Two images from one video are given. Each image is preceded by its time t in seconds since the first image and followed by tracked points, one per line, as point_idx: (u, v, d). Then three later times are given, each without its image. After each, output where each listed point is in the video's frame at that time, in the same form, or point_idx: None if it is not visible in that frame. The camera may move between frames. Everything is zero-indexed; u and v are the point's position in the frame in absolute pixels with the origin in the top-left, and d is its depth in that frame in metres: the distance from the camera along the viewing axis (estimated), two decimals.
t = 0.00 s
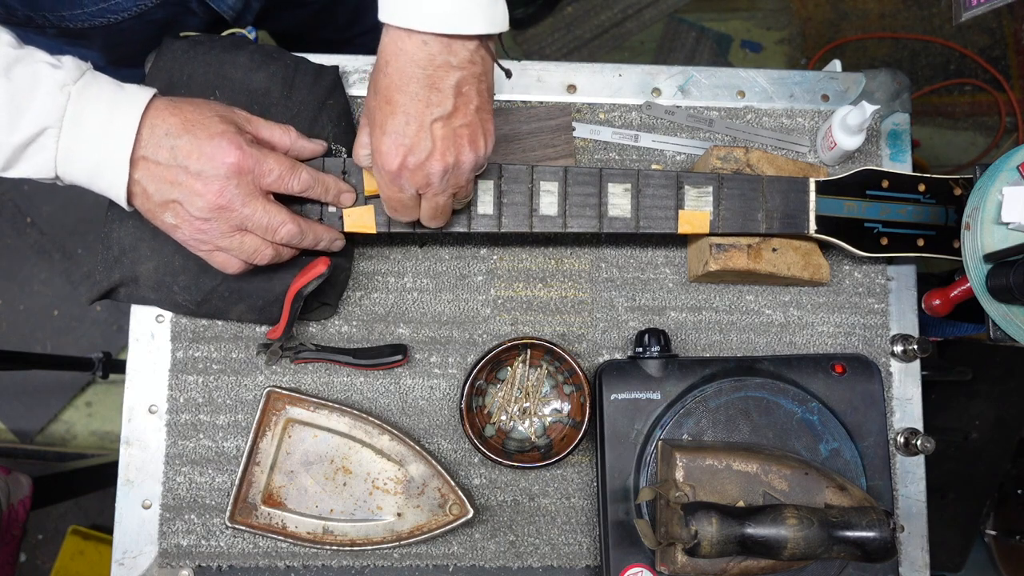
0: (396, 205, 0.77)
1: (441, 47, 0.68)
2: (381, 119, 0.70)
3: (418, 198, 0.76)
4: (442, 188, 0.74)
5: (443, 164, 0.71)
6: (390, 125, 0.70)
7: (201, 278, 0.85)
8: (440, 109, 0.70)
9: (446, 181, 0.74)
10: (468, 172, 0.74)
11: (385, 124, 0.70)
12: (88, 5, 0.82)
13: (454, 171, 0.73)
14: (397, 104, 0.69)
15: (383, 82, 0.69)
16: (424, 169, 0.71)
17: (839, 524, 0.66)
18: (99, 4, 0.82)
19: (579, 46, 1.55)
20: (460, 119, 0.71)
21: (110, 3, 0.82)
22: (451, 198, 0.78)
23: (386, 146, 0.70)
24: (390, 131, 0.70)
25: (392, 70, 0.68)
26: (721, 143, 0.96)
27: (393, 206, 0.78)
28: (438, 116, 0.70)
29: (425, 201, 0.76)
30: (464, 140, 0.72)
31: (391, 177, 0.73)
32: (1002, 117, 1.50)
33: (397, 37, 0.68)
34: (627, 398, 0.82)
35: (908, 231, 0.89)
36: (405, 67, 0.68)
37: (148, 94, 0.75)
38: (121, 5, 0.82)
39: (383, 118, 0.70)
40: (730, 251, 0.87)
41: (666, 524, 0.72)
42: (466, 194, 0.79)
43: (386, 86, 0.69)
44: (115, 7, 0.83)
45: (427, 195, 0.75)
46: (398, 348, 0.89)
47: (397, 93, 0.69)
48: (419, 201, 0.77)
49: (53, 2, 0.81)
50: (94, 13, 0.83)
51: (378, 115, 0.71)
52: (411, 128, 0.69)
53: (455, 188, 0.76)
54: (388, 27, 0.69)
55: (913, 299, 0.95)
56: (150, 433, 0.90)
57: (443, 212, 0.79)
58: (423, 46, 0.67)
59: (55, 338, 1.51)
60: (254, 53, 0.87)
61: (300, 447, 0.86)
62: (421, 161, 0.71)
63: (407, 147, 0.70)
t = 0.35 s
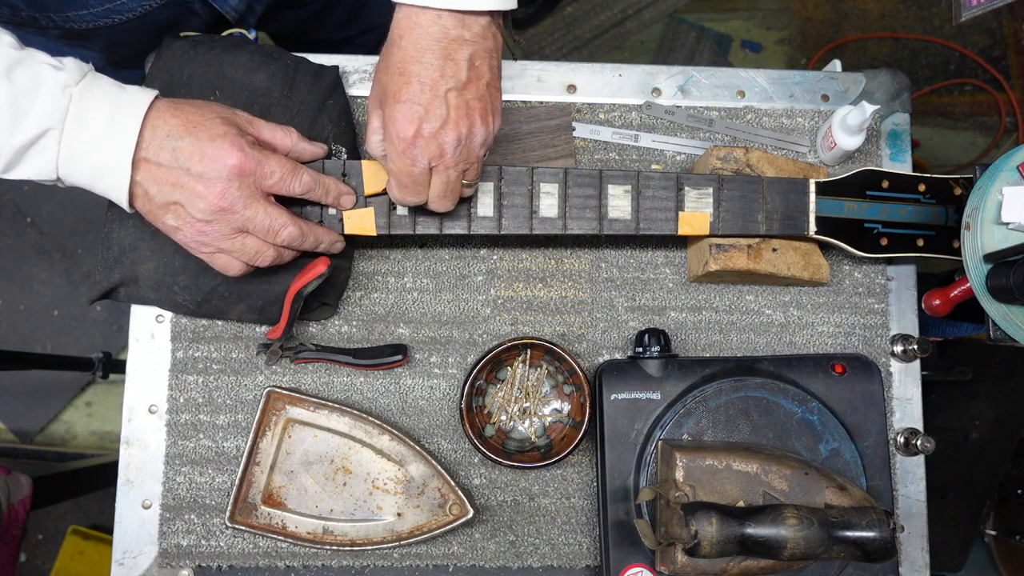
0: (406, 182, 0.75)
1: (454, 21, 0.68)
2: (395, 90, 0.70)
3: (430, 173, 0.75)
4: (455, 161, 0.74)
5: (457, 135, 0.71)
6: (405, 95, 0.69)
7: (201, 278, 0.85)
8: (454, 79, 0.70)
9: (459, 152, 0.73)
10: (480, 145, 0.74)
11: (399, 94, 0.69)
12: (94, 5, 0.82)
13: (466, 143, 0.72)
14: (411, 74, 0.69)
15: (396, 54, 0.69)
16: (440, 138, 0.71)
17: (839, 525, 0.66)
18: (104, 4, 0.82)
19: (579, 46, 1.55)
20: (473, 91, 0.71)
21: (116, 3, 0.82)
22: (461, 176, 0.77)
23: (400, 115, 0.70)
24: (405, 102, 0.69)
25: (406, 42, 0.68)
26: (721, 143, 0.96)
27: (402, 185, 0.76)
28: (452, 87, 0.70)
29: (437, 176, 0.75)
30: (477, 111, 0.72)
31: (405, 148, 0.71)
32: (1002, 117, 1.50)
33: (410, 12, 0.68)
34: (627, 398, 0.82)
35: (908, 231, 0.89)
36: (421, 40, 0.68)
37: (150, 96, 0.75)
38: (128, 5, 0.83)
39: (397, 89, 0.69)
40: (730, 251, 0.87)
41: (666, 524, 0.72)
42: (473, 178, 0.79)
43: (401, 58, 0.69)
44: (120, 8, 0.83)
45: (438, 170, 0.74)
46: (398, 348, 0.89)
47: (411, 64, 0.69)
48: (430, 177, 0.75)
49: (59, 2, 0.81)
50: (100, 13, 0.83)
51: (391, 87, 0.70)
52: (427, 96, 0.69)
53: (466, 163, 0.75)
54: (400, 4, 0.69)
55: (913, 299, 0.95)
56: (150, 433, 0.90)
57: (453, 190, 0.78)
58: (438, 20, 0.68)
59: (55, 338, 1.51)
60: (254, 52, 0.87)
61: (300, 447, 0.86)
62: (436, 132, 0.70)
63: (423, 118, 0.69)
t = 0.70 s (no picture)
0: (392, 184, 0.75)
1: (453, 27, 0.69)
2: (389, 92, 0.69)
3: (416, 177, 0.74)
4: (442, 169, 0.72)
5: (449, 140, 0.70)
6: (400, 98, 0.68)
7: (201, 278, 0.85)
8: (449, 86, 0.69)
9: (447, 161, 0.72)
10: (470, 156, 0.73)
11: (393, 96, 0.69)
12: (96, 7, 0.82)
13: (456, 152, 0.71)
14: (406, 77, 0.68)
15: (392, 57, 0.69)
16: (429, 144, 0.69)
17: (839, 524, 0.66)
18: (107, 5, 0.82)
19: (579, 46, 1.55)
20: (467, 99, 0.70)
21: (119, 5, 0.82)
22: (448, 183, 0.76)
23: (392, 118, 0.69)
24: (399, 105, 0.68)
25: (403, 45, 0.68)
26: (721, 143, 0.96)
27: (387, 186, 0.75)
28: (447, 92, 0.69)
29: (421, 181, 0.74)
30: (471, 120, 0.71)
31: (393, 150, 0.70)
32: (1002, 117, 1.50)
33: (409, 16, 0.68)
34: (627, 398, 0.82)
35: (908, 231, 0.89)
36: (418, 44, 0.68)
37: (149, 96, 0.75)
38: (129, 6, 0.83)
39: (391, 92, 0.69)
40: (730, 251, 0.87)
41: (666, 524, 0.72)
42: (463, 185, 0.78)
43: (397, 61, 0.69)
44: (123, 10, 0.83)
45: (429, 176, 0.73)
46: (398, 348, 0.89)
47: (407, 68, 0.68)
48: (415, 181, 0.75)
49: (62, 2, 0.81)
50: (102, 14, 0.83)
51: (384, 89, 0.70)
52: (420, 100, 0.68)
53: (454, 171, 0.74)
54: (398, 8, 0.69)
55: (913, 299, 0.95)
56: (150, 434, 0.90)
57: (437, 197, 0.77)
58: (436, 25, 0.68)
59: (55, 338, 1.51)
60: (254, 52, 0.87)
61: (300, 447, 0.86)
62: (428, 136, 0.69)
63: (415, 121, 0.68)
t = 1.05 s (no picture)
0: (387, 166, 0.74)
1: (452, 15, 0.70)
2: (389, 74, 0.71)
3: (411, 159, 0.73)
4: (438, 150, 0.72)
5: (446, 121, 0.70)
6: (399, 79, 0.70)
7: (201, 278, 0.85)
8: (448, 69, 0.70)
9: (444, 141, 0.71)
10: (468, 140, 0.73)
11: (393, 78, 0.70)
12: (101, 8, 0.82)
13: (453, 133, 0.71)
14: (406, 59, 0.70)
15: (394, 42, 0.70)
16: (426, 122, 0.70)
17: (839, 524, 0.66)
18: (112, 7, 0.82)
19: (579, 46, 1.55)
20: (466, 82, 0.71)
21: (125, 7, 0.83)
22: (444, 167, 0.75)
23: (391, 97, 0.70)
24: (398, 85, 0.69)
25: (404, 30, 0.70)
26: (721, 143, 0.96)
27: (382, 169, 0.74)
28: (446, 75, 0.70)
29: (417, 163, 0.73)
30: (469, 103, 0.71)
31: (391, 127, 0.70)
32: (1002, 117, 1.50)
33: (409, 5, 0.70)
34: (627, 398, 0.82)
35: (908, 231, 0.89)
36: (417, 29, 0.70)
37: (150, 94, 0.75)
38: (134, 8, 0.83)
39: (391, 75, 0.70)
40: (730, 251, 0.87)
41: (666, 524, 0.72)
42: (462, 172, 0.76)
43: (397, 45, 0.70)
44: (127, 11, 0.83)
45: (426, 159, 0.73)
46: (398, 348, 0.89)
47: (407, 51, 0.70)
48: (411, 164, 0.74)
49: (66, 4, 0.81)
50: (107, 16, 0.83)
51: (384, 72, 0.71)
52: (420, 80, 0.69)
53: (450, 155, 0.73)
54: None
55: (913, 299, 0.95)
56: (150, 433, 0.90)
57: (432, 182, 0.75)
58: (435, 13, 0.70)
59: (55, 338, 1.51)
60: (254, 53, 0.87)
61: (300, 447, 0.86)
62: (425, 115, 0.69)
63: (414, 100, 0.69)
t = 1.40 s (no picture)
0: (406, 130, 0.74)
1: None
2: (400, 42, 0.74)
3: (429, 122, 0.74)
4: (456, 110, 0.73)
5: (462, 79, 0.72)
6: (412, 45, 0.73)
7: (201, 278, 0.85)
8: (458, 36, 0.74)
9: (461, 101, 0.73)
10: (483, 100, 0.74)
11: (405, 46, 0.73)
12: (109, 8, 0.82)
13: (469, 93, 0.73)
14: (416, 29, 0.73)
15: (401, 14, 0.74)
16: (443, 80, 0.72)
17: (839, 525, 0.66)
18: (121, 6, 0.82)
19: (579, 46, 1.55)
20: (475, 48, 0.75)
21: (134, 6, 0.82)
22: (461, 130, 0.76)
23: (407, 61, 0.72)
24: (412, 50, 0.72)
25: (410, 3, 0.74)
26: (721, 143, 0.96)
27: (400, 134, 0.75)
28: (456, 39, 0.74)
29: (434, 127, 0.74)
30: (480, 64, 0.74)
31: (409, 88, 0.72)
32: (1002, 117, 1.50)
33: None
34: (627, 398, 0.82)
35: (909, 231, 0.89)
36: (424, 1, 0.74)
37: (153, 93, 0.76)
38: (142, 8, 0.83)
39: (403, 43, 0.73)
40: (730, 251, 0.87)
41: (666, 524, 0.72)
42: (479, 137, 0.77)
43: (406, 17, 0.74)
44: (136, 11, 0.83)
45: (443, 122, 0.74)
46: (398, 348, 0.89)
47: (416, 21, 0.74)
48: (429, 127, 0.74)
49: (75, 3, 0.80)
50: (114, 15, 0.83)
51: (395, 42, 0.74)
52: (433, 45, 0.73)
53: (466, 116, 0.74)
54: None
55: (913, 299, 0.95)
56: (150, 433, 0.90)
57: (449, 146, 0.76)
58: None
59: (55, 338, 1.51)
60: (254, 53, 0.87)
61: (300, 447, 0.86)
62: (442, 73, 0.72)
63: (430, 61, 0.72)
